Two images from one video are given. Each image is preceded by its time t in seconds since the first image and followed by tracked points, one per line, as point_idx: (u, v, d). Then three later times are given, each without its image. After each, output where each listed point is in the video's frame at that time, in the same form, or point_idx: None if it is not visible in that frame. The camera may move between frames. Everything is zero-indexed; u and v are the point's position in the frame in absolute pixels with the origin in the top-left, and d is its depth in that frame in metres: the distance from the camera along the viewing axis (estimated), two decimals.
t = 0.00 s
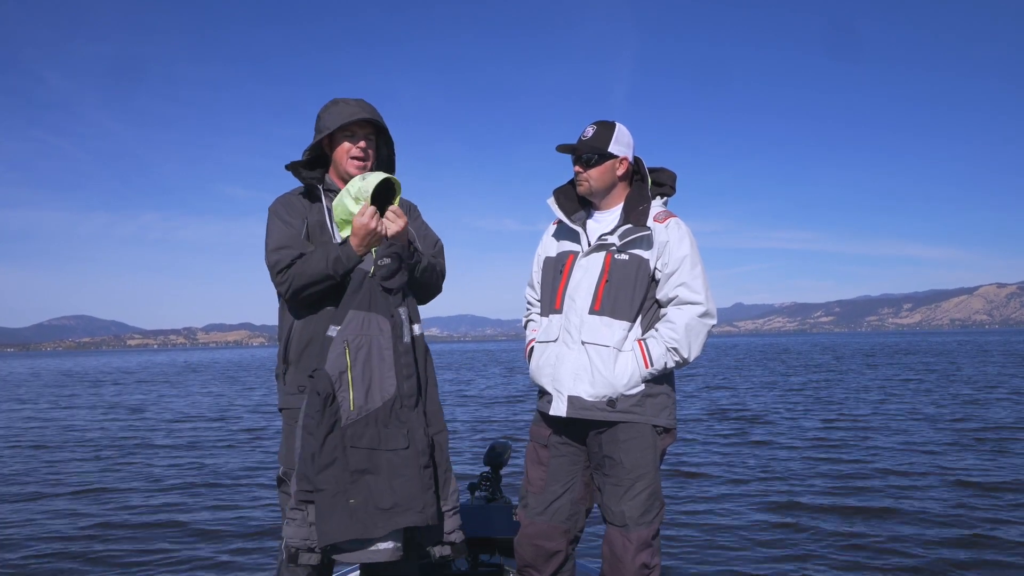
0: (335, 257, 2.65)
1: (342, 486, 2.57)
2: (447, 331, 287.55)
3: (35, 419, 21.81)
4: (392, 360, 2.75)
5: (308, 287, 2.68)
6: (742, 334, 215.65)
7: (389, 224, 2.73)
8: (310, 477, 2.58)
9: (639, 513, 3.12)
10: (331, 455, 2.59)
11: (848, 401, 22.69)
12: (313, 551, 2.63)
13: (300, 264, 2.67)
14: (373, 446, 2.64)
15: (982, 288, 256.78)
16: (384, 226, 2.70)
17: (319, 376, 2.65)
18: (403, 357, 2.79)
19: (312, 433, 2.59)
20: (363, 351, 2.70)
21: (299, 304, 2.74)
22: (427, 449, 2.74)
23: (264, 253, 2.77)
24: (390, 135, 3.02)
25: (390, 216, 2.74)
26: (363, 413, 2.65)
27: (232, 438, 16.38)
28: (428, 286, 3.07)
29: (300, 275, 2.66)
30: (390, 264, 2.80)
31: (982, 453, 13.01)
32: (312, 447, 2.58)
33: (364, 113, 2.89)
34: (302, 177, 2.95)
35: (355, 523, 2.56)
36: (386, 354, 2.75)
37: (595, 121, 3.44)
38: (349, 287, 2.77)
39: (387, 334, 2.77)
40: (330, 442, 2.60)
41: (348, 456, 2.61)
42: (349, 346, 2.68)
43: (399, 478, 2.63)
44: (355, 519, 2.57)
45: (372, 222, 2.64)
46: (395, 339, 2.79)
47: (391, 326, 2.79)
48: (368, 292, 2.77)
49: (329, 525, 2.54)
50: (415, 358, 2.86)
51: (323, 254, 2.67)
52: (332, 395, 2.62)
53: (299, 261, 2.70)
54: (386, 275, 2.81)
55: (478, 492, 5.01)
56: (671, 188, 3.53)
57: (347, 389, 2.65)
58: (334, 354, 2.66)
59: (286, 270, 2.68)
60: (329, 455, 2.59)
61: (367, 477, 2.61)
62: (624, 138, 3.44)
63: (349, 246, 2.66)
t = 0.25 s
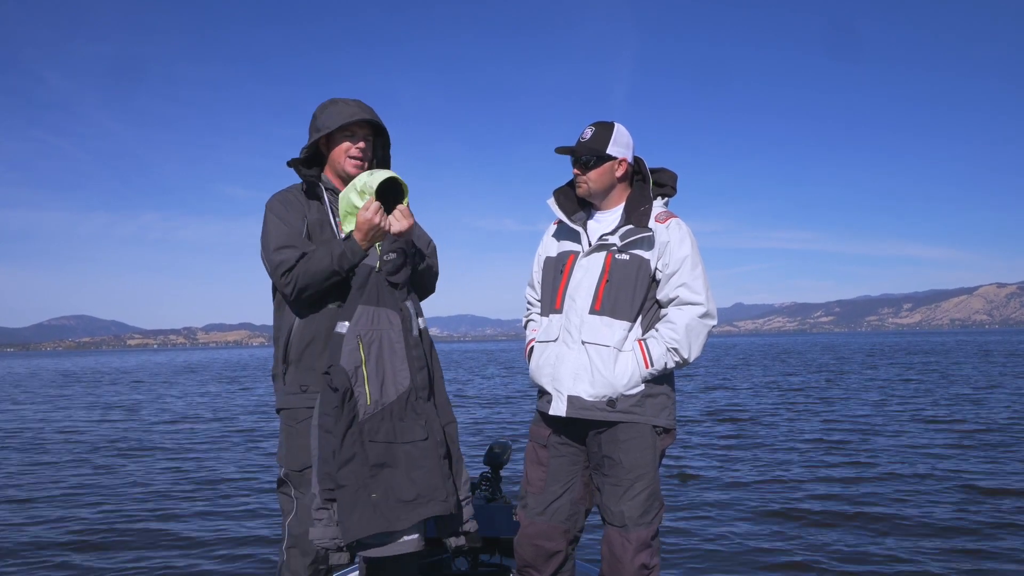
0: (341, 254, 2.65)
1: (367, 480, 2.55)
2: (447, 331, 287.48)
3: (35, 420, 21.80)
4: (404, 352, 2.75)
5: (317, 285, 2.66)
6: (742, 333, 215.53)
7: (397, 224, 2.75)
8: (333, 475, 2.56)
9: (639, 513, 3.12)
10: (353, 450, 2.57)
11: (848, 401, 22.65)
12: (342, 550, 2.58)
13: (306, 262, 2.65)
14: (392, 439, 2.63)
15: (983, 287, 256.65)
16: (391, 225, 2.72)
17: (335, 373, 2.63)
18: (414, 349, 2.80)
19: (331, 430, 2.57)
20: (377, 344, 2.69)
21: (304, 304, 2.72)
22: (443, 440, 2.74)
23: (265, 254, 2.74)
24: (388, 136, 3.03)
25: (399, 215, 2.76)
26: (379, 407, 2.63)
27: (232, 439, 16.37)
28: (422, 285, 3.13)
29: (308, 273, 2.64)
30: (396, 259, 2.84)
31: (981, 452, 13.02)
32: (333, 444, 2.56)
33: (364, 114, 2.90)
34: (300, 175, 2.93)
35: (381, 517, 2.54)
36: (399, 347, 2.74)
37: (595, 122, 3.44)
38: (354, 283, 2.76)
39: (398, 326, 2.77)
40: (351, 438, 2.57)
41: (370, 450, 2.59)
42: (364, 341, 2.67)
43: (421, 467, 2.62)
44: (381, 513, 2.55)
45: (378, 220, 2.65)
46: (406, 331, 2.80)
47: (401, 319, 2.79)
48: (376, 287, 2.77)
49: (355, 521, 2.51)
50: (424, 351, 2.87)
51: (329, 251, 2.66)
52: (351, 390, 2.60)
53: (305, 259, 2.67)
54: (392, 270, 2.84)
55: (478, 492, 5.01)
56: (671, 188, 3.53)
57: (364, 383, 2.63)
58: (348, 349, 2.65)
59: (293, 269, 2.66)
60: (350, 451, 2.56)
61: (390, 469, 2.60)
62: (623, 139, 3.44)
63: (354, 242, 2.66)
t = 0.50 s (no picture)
0: (348, 248, 2.67)
1: (364, 475, 2.57)
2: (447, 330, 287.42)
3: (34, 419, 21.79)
4: (406, 350, 2.76)
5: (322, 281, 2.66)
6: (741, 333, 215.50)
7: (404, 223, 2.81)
8: (331, 468, 2.57)
9: (638, 513, 3.12)
10: (352, 445, 2.58)
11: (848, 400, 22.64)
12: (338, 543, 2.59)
13: (312, 258, 2.65)
14: (391, 435, 2.64)
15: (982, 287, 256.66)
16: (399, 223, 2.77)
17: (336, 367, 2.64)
18: (416, 346, 2.81)
19: (332, 423, 2.58)
20: (380, 340, 2.70)
21: (307, 302, 2.73)
22: (442, 438, 2.75)
23: (267, 251, 2.74)
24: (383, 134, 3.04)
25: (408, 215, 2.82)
26: (380, 402, 2.65)
27: (231, 438, 16.37)
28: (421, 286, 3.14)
29: (315, 268, 2.64)
30: (401, 255, 2.84)
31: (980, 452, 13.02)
32: (332, 438, 2.58)
33: (360, 113, 2.91)
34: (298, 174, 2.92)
35: (377, 512, 2.56)
36: (400, 343, 2.75)
37: (593, 121, 3.44)
38: (360, 278, 2.76)
39: (401, 323, 2.78)
40: (350, 433, 2.59)
41: (368, 445, 2.60)
42: (366, 337, 2.68)
43: (418, 465, 2.64)
44: (376, 508, 2.57)
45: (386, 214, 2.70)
46: (409, 329, 2.81)
47: (404, 316, 2.81)
48: (381, 283, 2.78)
49: (351, 515, 2.53)
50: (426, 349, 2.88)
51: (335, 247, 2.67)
52: (351, 385, 2.61)
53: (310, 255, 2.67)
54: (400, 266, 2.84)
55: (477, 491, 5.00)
56: (670, 188, 3.53)
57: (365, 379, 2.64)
58: (351, 345, 2.66)
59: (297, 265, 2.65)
60: (349, 446, 2.58)
61: (388, 465, 2.61)
62: (622, 138, 3.44)
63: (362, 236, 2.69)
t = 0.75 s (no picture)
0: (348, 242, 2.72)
1: (355, 463, 2.58)
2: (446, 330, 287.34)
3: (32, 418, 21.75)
4: (401, 339, 2.77)
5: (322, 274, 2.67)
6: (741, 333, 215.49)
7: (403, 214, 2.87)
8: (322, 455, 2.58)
9: (638, 513, 3.13)
10: (344, 432, 2.59)
11: (847, 400, 22.64)
12: (327, 528, 2.63)
13: (313, 252, 2.67)
14: (383, 424, 2.64)
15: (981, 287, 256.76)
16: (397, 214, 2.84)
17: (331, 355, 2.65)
18: (412, 336, 2.82)
19: (325, 410, 2.59)
20: (375, 328, 2.71)
21: (306, 299, 2.72)
22: (435, 427, 2.76)
23: (267, 249, 2.72)
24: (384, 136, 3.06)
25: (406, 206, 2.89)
26: (373, 391, 2.65)
27: (230, 437, 16.36)
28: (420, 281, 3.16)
29: (316, 262, 2.65)
30: (401, 245, 2.86)
31: (979, 452, 13.04)
32: (325, 425, 2.58)
33: (362, 115, 2.93)
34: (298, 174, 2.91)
35: (366, 499, 2.57)
36: (396, 333, 2.76)
37: (590, 121, 3.45)
38: (360, 269, 2.78)
39: (397, 313, 2.78)
40: (342, 420, 2.59)
41: (360, 433, 2.61)
42: (361, 326, 2.69)
43: (408, 453, 2.64)
44: (366, 495, 2.57)
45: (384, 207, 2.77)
46: (405, 319, 2.82)
47: (402, 307, 2.81)
48: (379, 274, 2.79)
49: (340, 502, 2.53)
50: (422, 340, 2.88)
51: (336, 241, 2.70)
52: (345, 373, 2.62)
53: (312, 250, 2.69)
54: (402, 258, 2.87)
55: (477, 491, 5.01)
56: (667, 187, 3.55)
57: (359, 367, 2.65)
58: (346, 334, 2.67)
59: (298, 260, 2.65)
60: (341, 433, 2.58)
61: (378, 453, 2.62)
62: (619, 138, 3.45)
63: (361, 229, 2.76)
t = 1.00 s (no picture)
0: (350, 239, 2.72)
1: (356, 459, 2.57)
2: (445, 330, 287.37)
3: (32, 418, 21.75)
4: (402, 336, 2.77)
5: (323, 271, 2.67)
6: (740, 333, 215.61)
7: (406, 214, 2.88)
8: (323, 452, 2.58)
9: (638, 513, 3.13)
10: (345, 428, 2.59)
11: (846, 400, 22.66)
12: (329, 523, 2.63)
13: (314, 250, 2.67)
14: (384, 420, 2.64)
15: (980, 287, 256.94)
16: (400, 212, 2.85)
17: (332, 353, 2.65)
18: (413, 333, 2.82)
19: (326, 407, 2.59)
20: (376, 325, 2.71)
21: (306, 297, 2.72)
22: (435, 424, 2.76)
23: (268, 247, 2.72)
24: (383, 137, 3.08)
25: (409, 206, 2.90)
26: (374, 387, 2.65)
27: (230, 437, 16.36)
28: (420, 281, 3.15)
29: (316, 259, 2.65)
30: (404, 243, 2.87)
31: (978, 453, 13.05)
32: (326, 422, 2.58)
33: (362, 117, 2.94)
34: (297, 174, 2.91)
35: (366, 495, 2.56)
36: (396, 330, 2.76)
37: (588, 121, 3.46)
38: (362, 267, 2.79)
39: (398, 310, 2.79)
40: (343, 417, 2.59)
41: (362, 430, 2.60)
42: (362, 322, 2.69)
43: (408, 449, 2.64)
44: (366, 491, 2.57)
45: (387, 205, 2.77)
46: (406, 316, 2.82)
47: (403, 304, 2.82)
48: (380, 272, 2.80)
49: (341, 498, 2.53)
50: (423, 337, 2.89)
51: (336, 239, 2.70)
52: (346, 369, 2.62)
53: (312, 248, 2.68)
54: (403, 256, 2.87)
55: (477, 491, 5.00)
56: (664, 187, 3.56)
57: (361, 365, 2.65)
58: (348, 331, 2.67)
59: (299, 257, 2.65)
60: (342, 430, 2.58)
61: (379, 449, 2.62)
62: (616, 138, 3.45)
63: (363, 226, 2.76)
